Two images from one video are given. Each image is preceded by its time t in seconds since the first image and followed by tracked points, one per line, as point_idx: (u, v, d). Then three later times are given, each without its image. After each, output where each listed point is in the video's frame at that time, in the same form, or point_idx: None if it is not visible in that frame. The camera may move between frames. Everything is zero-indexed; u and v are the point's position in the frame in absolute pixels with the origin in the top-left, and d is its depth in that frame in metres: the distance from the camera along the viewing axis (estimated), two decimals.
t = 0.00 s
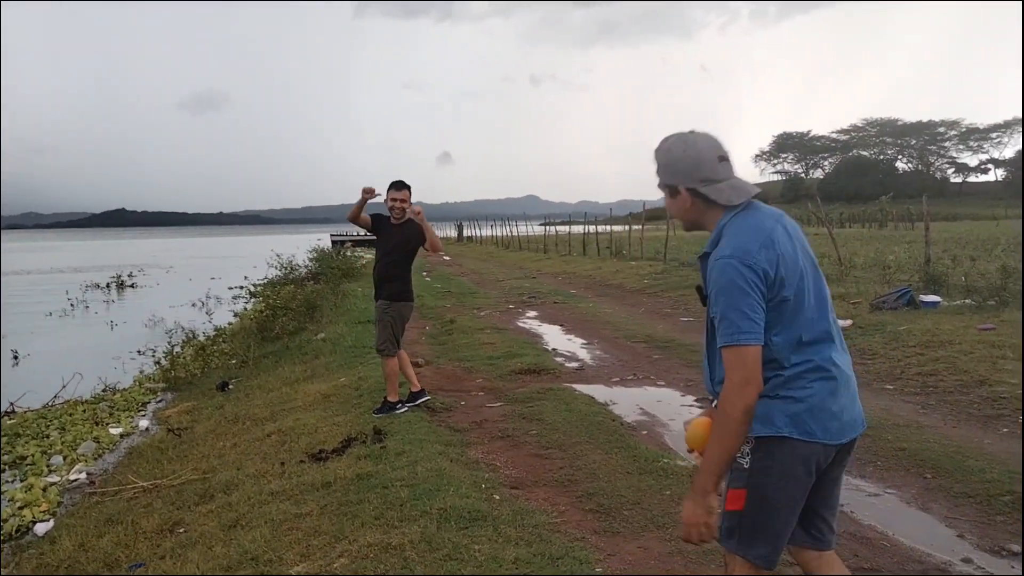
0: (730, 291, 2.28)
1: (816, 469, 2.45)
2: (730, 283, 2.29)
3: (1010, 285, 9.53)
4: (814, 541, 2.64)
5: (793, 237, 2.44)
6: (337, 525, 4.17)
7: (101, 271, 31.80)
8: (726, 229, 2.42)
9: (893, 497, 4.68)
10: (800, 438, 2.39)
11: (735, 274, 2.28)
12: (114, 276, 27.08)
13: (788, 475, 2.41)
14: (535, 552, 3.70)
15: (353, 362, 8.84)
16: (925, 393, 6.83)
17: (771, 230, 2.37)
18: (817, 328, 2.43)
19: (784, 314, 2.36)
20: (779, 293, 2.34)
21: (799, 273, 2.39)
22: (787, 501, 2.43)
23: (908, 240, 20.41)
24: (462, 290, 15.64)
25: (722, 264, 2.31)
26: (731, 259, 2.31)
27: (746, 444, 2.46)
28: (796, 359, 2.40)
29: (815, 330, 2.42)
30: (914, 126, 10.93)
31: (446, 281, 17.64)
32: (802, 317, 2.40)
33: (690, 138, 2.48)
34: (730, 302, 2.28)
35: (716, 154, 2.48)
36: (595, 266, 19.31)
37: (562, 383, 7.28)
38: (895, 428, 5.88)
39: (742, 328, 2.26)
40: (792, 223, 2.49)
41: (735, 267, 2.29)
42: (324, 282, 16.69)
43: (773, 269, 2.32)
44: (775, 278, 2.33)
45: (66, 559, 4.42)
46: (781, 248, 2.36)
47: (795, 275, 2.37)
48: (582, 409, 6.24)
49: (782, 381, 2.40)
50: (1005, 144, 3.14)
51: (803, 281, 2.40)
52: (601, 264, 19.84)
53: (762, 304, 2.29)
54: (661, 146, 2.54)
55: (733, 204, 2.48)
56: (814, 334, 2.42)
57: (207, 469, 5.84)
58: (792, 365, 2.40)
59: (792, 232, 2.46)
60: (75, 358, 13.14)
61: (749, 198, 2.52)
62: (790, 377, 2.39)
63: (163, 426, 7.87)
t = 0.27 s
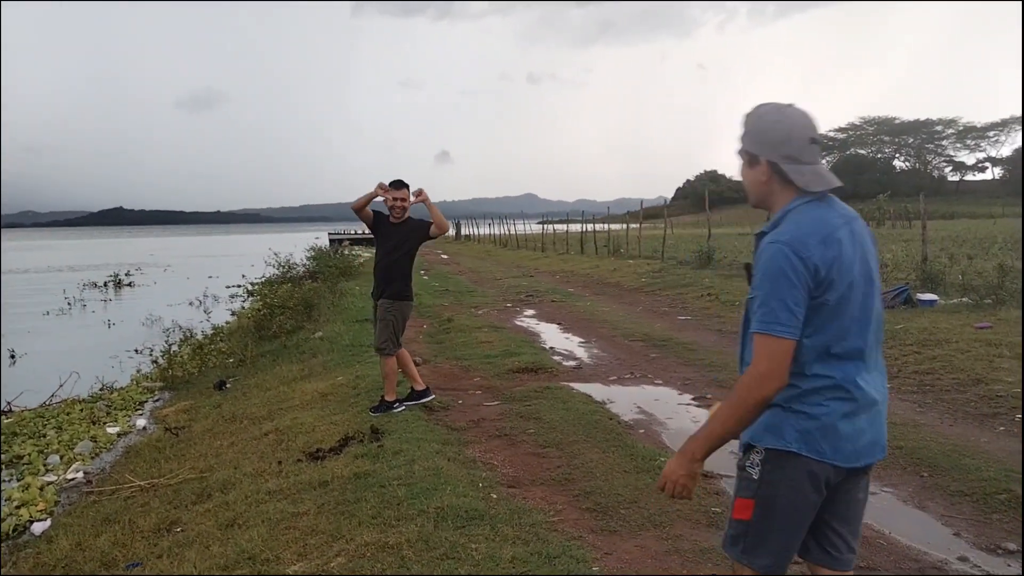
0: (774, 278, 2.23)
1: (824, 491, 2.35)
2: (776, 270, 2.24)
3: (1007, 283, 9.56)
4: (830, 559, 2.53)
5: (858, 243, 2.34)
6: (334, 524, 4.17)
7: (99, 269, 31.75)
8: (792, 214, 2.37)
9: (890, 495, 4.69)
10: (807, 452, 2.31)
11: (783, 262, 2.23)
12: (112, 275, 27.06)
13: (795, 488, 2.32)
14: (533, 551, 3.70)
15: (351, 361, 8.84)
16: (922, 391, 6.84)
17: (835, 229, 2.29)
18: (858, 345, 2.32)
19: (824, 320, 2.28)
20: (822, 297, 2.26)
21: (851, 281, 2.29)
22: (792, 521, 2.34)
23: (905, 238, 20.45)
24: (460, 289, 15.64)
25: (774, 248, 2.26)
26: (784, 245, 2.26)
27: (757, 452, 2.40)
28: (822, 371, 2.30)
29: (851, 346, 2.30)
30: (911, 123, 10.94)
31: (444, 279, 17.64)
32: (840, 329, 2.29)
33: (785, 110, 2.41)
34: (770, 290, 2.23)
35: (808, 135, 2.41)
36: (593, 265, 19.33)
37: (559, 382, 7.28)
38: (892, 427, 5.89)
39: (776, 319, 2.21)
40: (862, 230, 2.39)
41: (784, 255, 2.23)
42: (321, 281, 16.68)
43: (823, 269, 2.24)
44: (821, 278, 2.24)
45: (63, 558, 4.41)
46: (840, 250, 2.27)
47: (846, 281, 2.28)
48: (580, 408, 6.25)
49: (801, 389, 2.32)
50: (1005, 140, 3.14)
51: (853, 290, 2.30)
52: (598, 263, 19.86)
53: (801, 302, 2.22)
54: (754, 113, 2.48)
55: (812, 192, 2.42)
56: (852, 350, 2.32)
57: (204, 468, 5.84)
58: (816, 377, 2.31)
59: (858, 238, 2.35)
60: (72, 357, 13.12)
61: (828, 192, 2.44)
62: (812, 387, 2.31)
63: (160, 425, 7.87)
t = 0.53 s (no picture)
0: (835, 265, 2.12)
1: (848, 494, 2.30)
2: (838, 256, 2.12)
3: (1006, 283, 9.56)
4: (844, 555, 2.52)
5: (917, 240, 2.25)
6: (333, 523, 4.17)
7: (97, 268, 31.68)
8: (855, 200, 2.26)
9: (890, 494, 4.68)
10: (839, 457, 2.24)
11: (847, 248, 2.11)
12: (111, 274, 27.02)
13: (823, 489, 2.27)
14: (532, 550, 3.70)
15: (349, 360, 8.84)
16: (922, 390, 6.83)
17: (897, 222, 2.19)
18: (906, 348, 2.22)
19: (880, 318, 2.17)
20: (880, 293, 2.16)
21: (908, 280, 2.19)
22: (812, 526, 2.30)
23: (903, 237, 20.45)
24: (458, 288, 15.64)
25: (837, 232, 2.15)
26: (847, 231, 2.14)
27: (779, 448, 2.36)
28: (867, 373, 2.21)
29: (899, 350, 2.20)
30: (910, 122, 10.93)
31: (442, 279, 17.63)
32: (891, 331, 2.18)
33: (856, 89, 2.35)
34: (827, 281, 2.12)
35: (878, 116, 2.34)
36: (592, 264, 19.34)
37: (558, 381, 7.28)
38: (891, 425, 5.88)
39: (834, 309, 2.11)
40: (919, 227, 2.29)
41: (845, 245, 2.11)
42: (320, 280, 16.67)
43: (886, 261, 2.14)
44: (878, 274, 2.13)
45: (61, 558, 4.40)
46: (903, 245, 2.17)
47: (905, 279, 2.18)
48: (579, 407, 6.25)
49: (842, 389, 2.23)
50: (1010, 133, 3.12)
51: (908, 290, 2.20)
52: (597, 262, 19.87)
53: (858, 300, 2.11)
54: (822, 90, 2.41)
55: (878, 175, 2.34)
56: (902, 353, 2.22)
57: (203, 467, 5.83)
58: (859, 378, 2.22)
59: (917, 235, 2.26)
60: (70, 356, 13.10)
61: (892, 179, 2.37)
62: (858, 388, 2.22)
63: (159, 424, 7.86)
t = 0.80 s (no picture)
0: (869, 265, 2.06)
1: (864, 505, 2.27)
2: (873, 256, 2.06)
3: (1004, 282, 9.57)
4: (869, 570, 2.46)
5: (959, 248, 2.17)
6: (332, 522, 4.17)
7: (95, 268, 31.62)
8: (899, 197, 2.18)
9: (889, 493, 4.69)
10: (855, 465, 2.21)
11: (883, 250, 2.05)
12: (109, 273, 26.98)
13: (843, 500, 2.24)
14: (530, 549, 3.71)
15: (348, 359, 8.84)
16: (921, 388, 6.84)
17: (939, 227, 2.11)
18: (936, 360, 2.16)
19: (912, 327, 2.11)
20: (914, 300, 2.09)
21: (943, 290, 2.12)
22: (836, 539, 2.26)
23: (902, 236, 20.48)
24: (457, 287, 15.64)
25: (875, 231, 2.09)
26: (885, 231, 2.08)
27: (800, 459, 2.33)
28: (890, 382, 2.16)
29: (927, 361, 2.14)
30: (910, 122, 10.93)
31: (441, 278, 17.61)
32: (919, 341, 2.12)
33: (929, 78, 2.20)
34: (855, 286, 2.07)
35: (946, 112, 2.21)
36: (590, 263, 19.34)
37: (557, 380, 7.29)
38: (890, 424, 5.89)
39: (862, 311, 2.06)
40: (965, 235, 2.21)
41: (877, 249, 2.05)
42: (318, 279, 16.66)
43: (923, 268, 2.07)
44: (913, 281, 2.07)
45: (61, 557, 4.40)
46: (943, 252, 2.10)
47: (940, 288, 2.11)
48: (577, 406, 6.26)
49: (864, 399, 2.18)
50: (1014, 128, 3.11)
51: (943, 300, 2.13)
52: (595, 261, 19.87)
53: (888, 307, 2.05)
54: (891, 69, 2.26)
55: (932, 175, 2.23)
56: (931, 365, 2.16)
57: (202, 467, 5.84)
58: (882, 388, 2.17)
59: (959, 243, 2.17)
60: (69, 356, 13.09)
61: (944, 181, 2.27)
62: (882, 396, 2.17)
63: (158, 424, 7.86)
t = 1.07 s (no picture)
0: (935, 266, 1.69)
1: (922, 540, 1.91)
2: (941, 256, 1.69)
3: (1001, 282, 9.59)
4: None
5: None
6: (328, 521, 4.17)
7: (92, 267, 31.54)
8: (986, 194, 1.76)
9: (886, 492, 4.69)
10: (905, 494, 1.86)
11: (951, 250, 1.68)
12: (106, 272, 26.93)
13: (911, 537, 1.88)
14: (526, 549, 3.70)
15: (344, 358, 8.82)
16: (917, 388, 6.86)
17: None
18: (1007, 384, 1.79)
19: (982, 344, 1.74)
20: (989, 312, 1.71)
21: None
22: None
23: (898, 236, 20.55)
24: (454, 286, 15.63)
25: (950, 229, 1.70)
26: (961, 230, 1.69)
27: (857, 492, 1.90)
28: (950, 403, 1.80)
29: (997, 378, 1.78)
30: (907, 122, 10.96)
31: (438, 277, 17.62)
32: (991, 355, 1.75)
33: None
34: (916, 283, 1.72)
35: None
36: (587, 262, 19.36)
37: (554, 379, 7.29)
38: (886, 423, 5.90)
39: (916, 317, 1.72)
40: None
41: (947, 242, 1.69)
42: (315, 278, 16.65)
43: (1004, 277, 1.68)
44: (991, 289, 1.68)
45: (56, 556, 4.39)
46: None
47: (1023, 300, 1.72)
48: (574, 405, 6.25)
49: (916, 418, 1.83)
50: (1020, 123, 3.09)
51: None
52: (592, 260, 19.90)
53: (953, 314, 1.69)
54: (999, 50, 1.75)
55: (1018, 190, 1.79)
56: (1000, 388, 1.79)
57: (198, 466, 5.82)
58: (939, 409, 1.82)
59: None
60: (66, 355, 13.06)
61: None
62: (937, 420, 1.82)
63: (154, 423, 7.84)
